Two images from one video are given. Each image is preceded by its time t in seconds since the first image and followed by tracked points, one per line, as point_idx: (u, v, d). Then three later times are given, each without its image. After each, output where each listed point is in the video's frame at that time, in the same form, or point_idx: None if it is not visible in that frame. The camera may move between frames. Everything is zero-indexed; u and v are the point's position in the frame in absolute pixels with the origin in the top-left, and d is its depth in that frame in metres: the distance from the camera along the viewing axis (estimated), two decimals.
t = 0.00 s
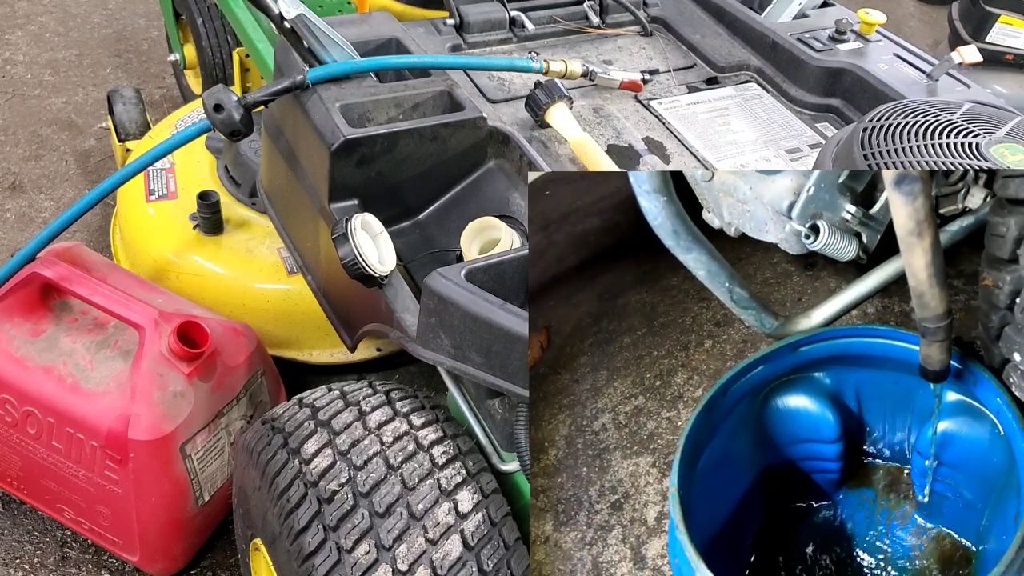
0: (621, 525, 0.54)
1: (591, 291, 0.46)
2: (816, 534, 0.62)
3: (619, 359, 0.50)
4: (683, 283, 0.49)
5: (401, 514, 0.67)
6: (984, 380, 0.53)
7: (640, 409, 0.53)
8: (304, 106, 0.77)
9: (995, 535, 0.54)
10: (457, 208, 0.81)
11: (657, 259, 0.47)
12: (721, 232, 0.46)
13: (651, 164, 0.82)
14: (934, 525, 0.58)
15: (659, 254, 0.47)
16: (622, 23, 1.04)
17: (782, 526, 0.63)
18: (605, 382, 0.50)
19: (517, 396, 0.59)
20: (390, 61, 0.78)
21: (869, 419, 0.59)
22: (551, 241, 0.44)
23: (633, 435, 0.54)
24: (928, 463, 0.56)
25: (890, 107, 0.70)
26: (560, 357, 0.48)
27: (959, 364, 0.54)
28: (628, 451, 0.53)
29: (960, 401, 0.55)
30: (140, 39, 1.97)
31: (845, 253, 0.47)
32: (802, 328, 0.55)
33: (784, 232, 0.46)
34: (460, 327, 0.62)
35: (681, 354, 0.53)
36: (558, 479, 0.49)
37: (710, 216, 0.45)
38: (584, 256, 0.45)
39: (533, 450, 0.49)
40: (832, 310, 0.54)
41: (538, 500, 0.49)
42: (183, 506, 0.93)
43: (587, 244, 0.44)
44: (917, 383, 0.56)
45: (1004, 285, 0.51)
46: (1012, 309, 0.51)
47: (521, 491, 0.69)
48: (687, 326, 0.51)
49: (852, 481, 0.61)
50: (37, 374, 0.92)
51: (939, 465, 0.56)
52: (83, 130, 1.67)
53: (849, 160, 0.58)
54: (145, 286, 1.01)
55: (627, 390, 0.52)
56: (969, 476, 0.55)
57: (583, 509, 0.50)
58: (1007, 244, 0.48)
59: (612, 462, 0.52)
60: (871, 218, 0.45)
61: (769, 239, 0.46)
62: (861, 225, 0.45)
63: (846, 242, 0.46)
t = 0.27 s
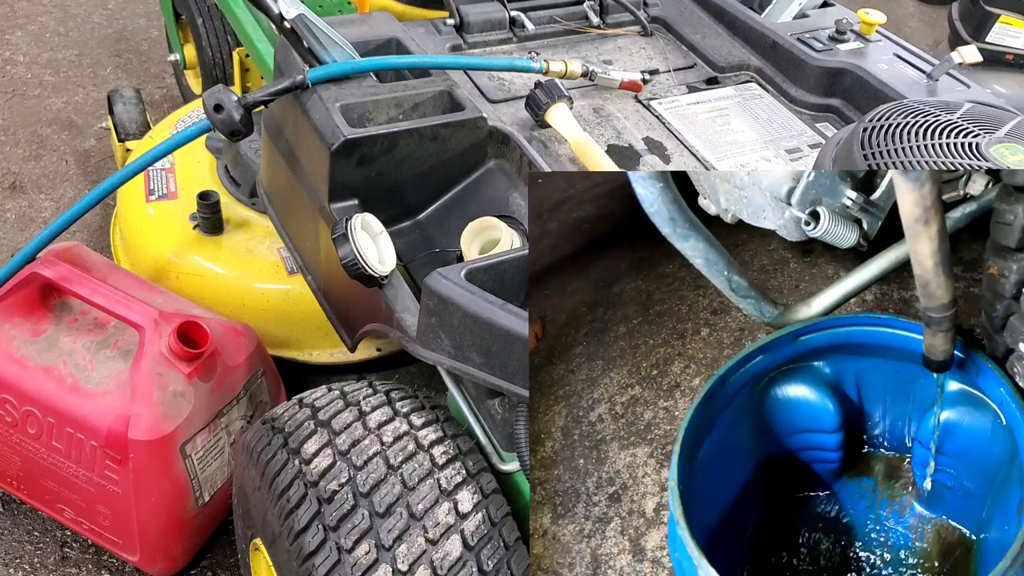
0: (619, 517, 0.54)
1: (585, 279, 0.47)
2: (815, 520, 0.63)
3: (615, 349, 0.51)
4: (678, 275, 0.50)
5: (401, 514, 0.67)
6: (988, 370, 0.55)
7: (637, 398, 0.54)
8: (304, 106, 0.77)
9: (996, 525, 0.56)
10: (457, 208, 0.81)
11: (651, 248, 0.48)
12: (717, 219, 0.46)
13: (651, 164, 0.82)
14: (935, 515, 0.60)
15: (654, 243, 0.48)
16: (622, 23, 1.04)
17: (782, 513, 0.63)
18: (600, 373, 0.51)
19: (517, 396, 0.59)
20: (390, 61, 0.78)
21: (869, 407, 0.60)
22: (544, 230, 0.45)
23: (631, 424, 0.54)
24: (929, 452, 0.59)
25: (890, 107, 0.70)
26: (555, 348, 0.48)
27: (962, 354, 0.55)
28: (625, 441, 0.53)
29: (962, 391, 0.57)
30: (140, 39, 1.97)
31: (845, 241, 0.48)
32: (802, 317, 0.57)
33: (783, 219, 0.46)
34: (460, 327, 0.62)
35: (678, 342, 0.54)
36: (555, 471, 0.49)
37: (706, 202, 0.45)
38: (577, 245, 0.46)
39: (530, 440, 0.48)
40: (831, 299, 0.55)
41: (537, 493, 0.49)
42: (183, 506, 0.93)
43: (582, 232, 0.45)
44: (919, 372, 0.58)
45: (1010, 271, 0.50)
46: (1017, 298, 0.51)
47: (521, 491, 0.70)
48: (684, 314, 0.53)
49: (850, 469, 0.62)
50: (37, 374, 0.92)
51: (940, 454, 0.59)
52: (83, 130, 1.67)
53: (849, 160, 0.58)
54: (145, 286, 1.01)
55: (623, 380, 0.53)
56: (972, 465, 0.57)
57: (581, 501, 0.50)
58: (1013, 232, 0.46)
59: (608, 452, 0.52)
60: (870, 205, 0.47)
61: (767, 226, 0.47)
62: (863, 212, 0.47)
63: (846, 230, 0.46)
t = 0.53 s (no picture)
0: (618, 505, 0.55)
1: (582, 269, 0.48)
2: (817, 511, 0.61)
3: (614, 336, 0.52)
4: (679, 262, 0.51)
5: (401, 514, 0.67)
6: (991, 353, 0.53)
7: (635, 387, 0.54)
8: (304, 106, 0.77)
9: (998, 511, 0.53)
10: (457, 208, 0.81)
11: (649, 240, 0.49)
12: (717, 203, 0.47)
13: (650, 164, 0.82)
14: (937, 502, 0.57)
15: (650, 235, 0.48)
16: (622, 23, 1.04)
17: (783, 501, 0.63)
18: (598, 361, 0.51)
19: (517, 396, 0.59)
20: (390, 61, 0.78)
21: (870, 394, 0.59)
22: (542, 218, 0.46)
23: (629, 413, 0.54)
24: (931, 439, 0.56)
25: (890, 107, 0.70)
26: (554, 337, 0.49)
27: (964, 338, 0.53)
28: (624, 431, 0.54)
29: (964, 376, 0.54)
30: (140, 39, 1.97)
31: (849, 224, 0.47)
32: (803, 300, 0.56)
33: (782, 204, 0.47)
34: (460, 327, 0.62)
35: (676, 331, 0.55)
36: (553, 460, 0.50)
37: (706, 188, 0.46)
38: (575, 235, 0.47)
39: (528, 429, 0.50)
40: (834, 284, 0.55)
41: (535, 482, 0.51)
42: (184, 506, 0.93)
43: (579, 221, 0.46)
44: (921, 357, 0.56)
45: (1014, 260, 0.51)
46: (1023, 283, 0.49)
47: (521, 491, 0.69)
48: (682, 302, 0.53)
49: (852, 457, 0.61)
50: (37, 374, 0.92)
51: (942, 440, 0.56)
52: (83, 130, 1.67)
53: (849, 160, 0.58)
54: (145, 286, 1.01)
55: (622, 368, 0.53)
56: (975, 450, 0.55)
57: (579, 491, 0.52)
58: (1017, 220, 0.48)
59: (607, 441, 0.53)
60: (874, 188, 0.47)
61: (769, 212, 0.47)
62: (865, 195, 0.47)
63: (850, 213, 0.47)
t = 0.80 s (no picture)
0: (621, 502, 0.56)
1: (582, 265, 0.49)
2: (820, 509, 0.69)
3: (615, 333, 0.54)
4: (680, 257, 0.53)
5: (401, 514, 0.67)
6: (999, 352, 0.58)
7: (637, 383, 0.56)
8: (304, 106, 0.77)
9: (1002, 509, 0.59)
10: (457, 208, 0.81)
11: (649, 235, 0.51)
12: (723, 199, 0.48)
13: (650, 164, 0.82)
14: (939, 499, 0.65)
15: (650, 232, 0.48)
16: (622, 23, 1.04)
17: (789, 496, 0.69)
18: (598, 356, 0.53)
19: (517, 396, 0.59)
20: (390, 61, 0.78)
21: (875, 390, 0.67)
22: (542, 213, 0.46)
23: (631, 410, 0.56)
24: (936, 437, 0.64)
25: (890, 107, 0.70)
26: (554, 333, 0.49)
27: (975, 338, 0.59)
28: (626, 427, 0.56)
29: (971, 374, 0.61)
30: (140, 39, 1.97)
31: (858, 221, 0.49)
32: (812, 300, 0.62)
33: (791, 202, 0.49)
34: (460, 327, 0.62)
35: (679, 327, 0.58)
36: (554, 457, 0.50)
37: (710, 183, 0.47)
38: (574, 230, 0.47)
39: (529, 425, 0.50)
40: (842, 280, 0.60)
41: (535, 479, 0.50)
42: (183, 506, 0.93)
43: (579, 216, 0.47)
44: (928, 357, 0.63)
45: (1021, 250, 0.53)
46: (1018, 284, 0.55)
47: (521, 491, 0.69)
48: (685, 298, 0.57)
49: (855, 455, 0.69)
50: (37, 374, 0.92)
51: (947, 438, 0.64)
52: (82, 130, 1.67)
53: (849, 160, 0.58)
54: (145, 286, 1.01)
55: (623, 364, 0.55)
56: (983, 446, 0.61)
57: (581, 488, 0.52)
58: None
59: (607, 437, 0.54)
60: (880, 186, 0.50)
61: (776, 208, 0.49)
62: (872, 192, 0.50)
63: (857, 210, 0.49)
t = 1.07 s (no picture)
0: (627, 507, 0.59)
1: (586, 267, 0.49)
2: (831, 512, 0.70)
3: (619, 338, 0.54)
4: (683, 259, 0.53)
5: (401, 514, 0.67)
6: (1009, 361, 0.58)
7: (642, 387, 0.57)
8: (304, 106, 0.77)
9: (1010, 516, 0.59)
10: (457, 208, 0.81)
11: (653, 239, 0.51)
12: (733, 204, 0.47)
13: (650, 164, 0.82)
14: (946, 506, 0.65)
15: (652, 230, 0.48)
16: (622, 23, 1.04)
17: (794, 500, 0.71)
18: (602, 361, 0.53)
19: (517, 396, 0.59)
20: (390, 61, 0.78)
21: (883, 397, 0.67)
22: (543, 215, 0.46)
23: (637, 414, 0.58)
24: (944, 443, 0.64)
25: (890, 107, 0.70)
26: (557, 336, 0.49)
27: (987, 348, 0.59)
28: (631, 431, 0.57)
29: (981, 384, 0.61)
30: (140, 39, 1.97)
31: (870, 230, 0.49)
32: (825, 307, 0.60)
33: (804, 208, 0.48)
34: (460, 327, 0.62)
35: (684, 331, 0.59)
36: (557, 461, 0.50)
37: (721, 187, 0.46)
38: (576, 231, 0.47)
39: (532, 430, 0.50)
40: (855, 289, 0.57)
41: (537, 483, 0.50)
42: (183, 506, 0.93)
43: (582, 219, 0.47)
44: (938, 365, 0.63)
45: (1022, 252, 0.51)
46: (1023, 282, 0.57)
47: (521, 492, 0.69)
48: (689, 303, 0.58)
49: (862, 461, 0.69)
50: (37, 374, 0.92)
51: (957, 445, 0.63)
52: (83, 130, 1.67)
53: (850, 161, 0.58)
54: (145, 286, 1.01)
55: (629, 367, 0.56)
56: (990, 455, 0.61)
57: (585, 492, 0.53)
58: None
59: (613, 441, 0.55)
60: (895, 196, 0.49)
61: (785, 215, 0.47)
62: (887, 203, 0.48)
63: (870, 220, 0.48)
